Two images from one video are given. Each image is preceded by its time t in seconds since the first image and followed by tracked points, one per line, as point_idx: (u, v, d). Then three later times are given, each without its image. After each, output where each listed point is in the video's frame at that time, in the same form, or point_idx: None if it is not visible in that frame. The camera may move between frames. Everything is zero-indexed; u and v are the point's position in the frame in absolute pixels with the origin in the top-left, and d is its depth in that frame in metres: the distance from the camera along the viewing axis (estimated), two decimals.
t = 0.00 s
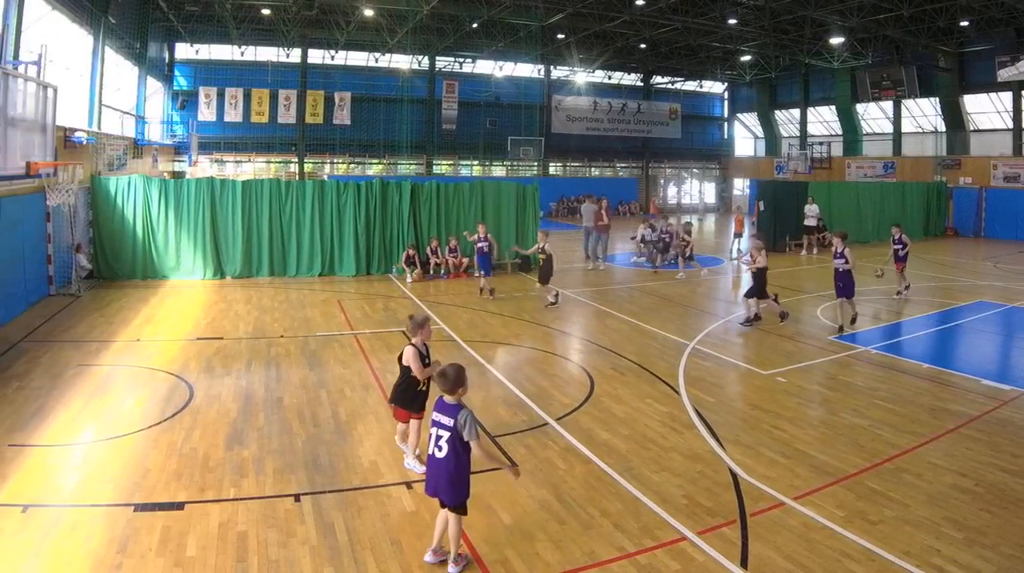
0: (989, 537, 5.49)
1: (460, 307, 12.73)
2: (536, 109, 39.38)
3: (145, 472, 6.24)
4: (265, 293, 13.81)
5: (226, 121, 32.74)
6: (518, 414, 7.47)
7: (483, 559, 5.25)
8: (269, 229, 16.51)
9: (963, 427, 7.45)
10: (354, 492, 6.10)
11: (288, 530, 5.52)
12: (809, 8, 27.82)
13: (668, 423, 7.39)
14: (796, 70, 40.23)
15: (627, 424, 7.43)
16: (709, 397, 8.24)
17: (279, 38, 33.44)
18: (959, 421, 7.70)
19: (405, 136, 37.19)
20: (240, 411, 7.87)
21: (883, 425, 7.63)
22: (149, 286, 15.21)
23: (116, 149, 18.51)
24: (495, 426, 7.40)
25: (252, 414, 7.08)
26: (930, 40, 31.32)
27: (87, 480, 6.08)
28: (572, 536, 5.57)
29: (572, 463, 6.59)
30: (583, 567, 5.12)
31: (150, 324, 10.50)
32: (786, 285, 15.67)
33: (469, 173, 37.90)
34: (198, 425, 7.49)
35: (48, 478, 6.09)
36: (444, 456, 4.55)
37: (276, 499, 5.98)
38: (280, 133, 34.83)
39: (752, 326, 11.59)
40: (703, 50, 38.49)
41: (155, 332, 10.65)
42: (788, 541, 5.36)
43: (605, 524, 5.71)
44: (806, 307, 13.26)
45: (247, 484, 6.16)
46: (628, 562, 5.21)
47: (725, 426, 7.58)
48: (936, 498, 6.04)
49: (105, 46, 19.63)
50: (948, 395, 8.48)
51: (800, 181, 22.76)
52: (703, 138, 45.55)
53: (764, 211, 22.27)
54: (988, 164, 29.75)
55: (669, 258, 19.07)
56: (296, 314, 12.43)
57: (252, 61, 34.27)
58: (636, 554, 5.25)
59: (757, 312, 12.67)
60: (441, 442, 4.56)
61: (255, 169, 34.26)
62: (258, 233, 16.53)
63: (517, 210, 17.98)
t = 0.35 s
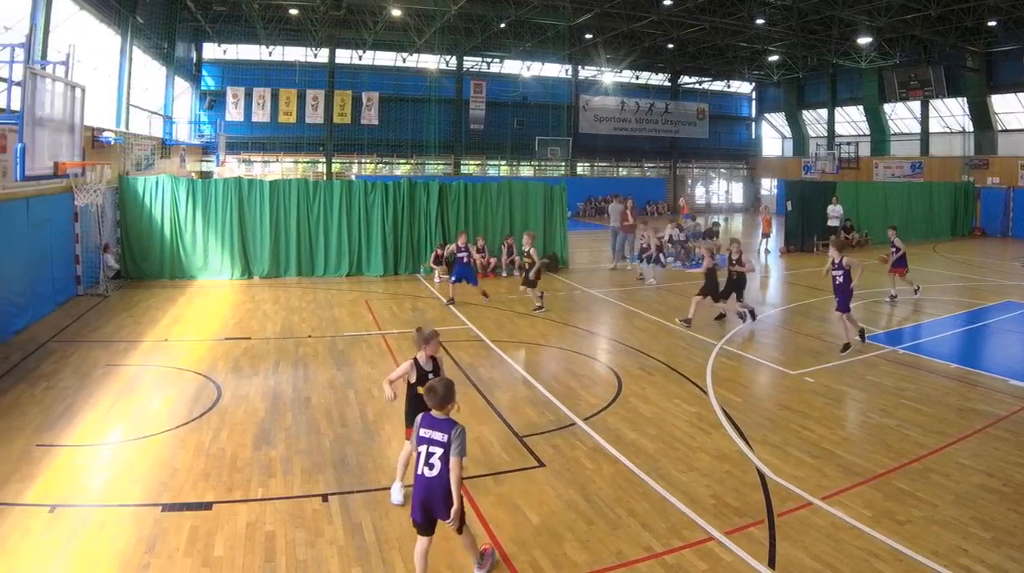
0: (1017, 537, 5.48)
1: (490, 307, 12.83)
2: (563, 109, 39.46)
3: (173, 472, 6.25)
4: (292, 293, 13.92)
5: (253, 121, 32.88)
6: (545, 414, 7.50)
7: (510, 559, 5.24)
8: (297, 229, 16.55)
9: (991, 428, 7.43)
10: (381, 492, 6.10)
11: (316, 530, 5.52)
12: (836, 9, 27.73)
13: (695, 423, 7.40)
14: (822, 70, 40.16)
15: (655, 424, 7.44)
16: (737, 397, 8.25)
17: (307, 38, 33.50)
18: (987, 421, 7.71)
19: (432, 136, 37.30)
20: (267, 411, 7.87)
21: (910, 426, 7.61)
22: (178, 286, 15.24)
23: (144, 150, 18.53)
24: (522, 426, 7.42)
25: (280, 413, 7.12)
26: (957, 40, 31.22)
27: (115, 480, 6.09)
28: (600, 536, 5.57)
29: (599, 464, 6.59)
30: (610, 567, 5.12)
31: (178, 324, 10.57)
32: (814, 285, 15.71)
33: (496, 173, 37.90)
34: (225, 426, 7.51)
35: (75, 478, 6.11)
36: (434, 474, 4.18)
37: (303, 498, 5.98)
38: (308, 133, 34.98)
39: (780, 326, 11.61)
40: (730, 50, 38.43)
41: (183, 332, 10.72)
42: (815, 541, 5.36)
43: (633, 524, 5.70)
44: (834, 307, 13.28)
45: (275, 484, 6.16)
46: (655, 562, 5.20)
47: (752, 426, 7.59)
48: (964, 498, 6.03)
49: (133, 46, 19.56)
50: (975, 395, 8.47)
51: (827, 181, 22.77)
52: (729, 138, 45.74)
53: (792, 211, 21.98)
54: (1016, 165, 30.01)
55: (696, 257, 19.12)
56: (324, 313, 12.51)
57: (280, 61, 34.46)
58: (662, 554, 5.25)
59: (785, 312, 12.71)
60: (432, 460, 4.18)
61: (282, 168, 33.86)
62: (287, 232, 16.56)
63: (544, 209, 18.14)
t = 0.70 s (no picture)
0: None
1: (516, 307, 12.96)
2: (590, 109, 39.43)
3: (200, 472, 6.26)
4: (318, 293, 14.10)
5: (280, 121, 32.92)
6: (572, 414, 7.51)
7: (537, 559, 5.23)
8: (323, 229, 16.64)
9: (1018, 428, 7.41)
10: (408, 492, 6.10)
11: (343, 530, 5.51)
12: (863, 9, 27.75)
13: (721, 423, 7.41)
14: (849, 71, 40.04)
15: (681, 423, 7.45)
16: (763, 397, 8.26)
17: (334, 38, 33.53)
18: (1014, 422, 7.68)
19: (460, 136, 37.33)
20: (294, 410, 7.88)
21: (936, 426, 7.60)
22: (204, 286, 15.38)
23: (170, 149, 18.52)
24: (549, 427, 7.44)
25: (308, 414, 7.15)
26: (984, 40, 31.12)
27: (143, 480, 6.11)
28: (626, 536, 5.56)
29: (626, 464, 6.60)
30: (636, 568, 5.10)
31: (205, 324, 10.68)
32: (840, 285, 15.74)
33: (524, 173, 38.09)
34: (252, 426, 7.52)
35: (102, 477, 6.12)
36: (422, 485, 3.86)
37: (332, 498, 5.99)
38: (335, 133, 35.12)
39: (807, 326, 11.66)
40: (757, 50, 38.15)
41: (209, 332, 10.81)
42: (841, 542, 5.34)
43: (660, 524, 5.69)
44: (860, 307, 13.30)
45: (302, 484, 6.16)
46: (680, 562, 5.19)
47: (777, 426, 7.60)
48: (992, 499, 6.01)
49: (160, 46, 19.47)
50: (1002, 397, 8.46)
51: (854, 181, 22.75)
52: (757, 140, 44.84)
53: (818, 211, 21.93)
54: None
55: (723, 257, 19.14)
56: (350, 313, 12.64)
57: (306, 61, 34.51)
58: (688, 555, 5.23)
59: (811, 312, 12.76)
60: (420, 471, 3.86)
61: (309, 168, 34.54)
62: (313, 232, 16.67)
63: (571, 209, 18.08)
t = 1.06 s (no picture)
0: None
1: (545, 307, 13.09)
2: (617, 108, 39.48)
3: (228, 472, 6.26)
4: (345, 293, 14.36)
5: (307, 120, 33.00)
6: (600, 414, 7.56)
7: (566, 559, 5.20)
8: (351, 228, 16.69)
9: None
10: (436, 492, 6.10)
11: (371, 530, 5.51)
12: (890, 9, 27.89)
13: (748, 423, 7.44)
14: (877, 71, 39.97)
15: (708, 424, 7.47)
16: (791, 397, 8.32)
17: (361, 37, 33.61)
18: None
19: (487, 136, 37.41)
20: (322, 410, 7.90)
21: (964, 427, 7.58)
22: (232, 286, 15.48)
23: (198, 150, 18.55)
24: (577, 427, 7.47)
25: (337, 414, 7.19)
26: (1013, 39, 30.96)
27: (171, 480, 6.10)
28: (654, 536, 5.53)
29: (654, 464, 6.61)
30: (664, 567, 5.08)
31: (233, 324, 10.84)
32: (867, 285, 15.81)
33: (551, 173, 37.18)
34: (279, 425, 7.53)
35: (130, 478, 6.13)
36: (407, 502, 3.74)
37: (360, 497, 5.99)
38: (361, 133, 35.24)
39: (835, 325, 11.76)
40: (786, 50, 37.95)
41: (239, 331, 10.93)
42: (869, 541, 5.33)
43: (688, 524, 5.67)
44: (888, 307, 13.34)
45: (330, 484, 6.17)
46: (708, 562, 5.16)
47: (804, 426, 7.61)
48: (1021, 499, 5.98)
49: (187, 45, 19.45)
50: None
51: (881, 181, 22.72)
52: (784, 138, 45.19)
53: (846, 210, 21.98)
54: None
55: (751, 258, 19.17)
56: (378, 313, 12.80)
57: (334, 62, 34.74)
58: (716, 555, 5.20)
59: (840, 312, 12.81)
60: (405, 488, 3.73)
61: (338, 167, 33.70)
62: (341, 232, 16.72)
63: (599, 209, 18.20)
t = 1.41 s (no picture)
0: None
1: (572, 307, 13.27)
2: (645, 108, 39.58)
3: (254, 472, 6.27)
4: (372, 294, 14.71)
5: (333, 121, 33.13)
6: (626, 415, 7.65)
7: (592, 559, 5.15)
8: (379, 228, 16.77)
9: None
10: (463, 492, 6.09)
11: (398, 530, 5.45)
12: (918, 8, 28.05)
13: (774, 424, 7.52)
14: (904, 70, 39.91)
15: (735, 425, 7.52)
16: (817, 397, 8.42)
17: (388, 37, 33.76)
18: None
19: (515, 136, 37.55)
20: (349, 411, 7.97)
21: (992, 427, 7.56)
22: (259, 286, 15.55)
23: (225, 150, 18.89)
24: (605, 427, 7.52)
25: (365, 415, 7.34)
26: None
27: (198, 480, 6.10)
28: (680, 536, 5.47)
29: (680, 464, 6.63)
30: (690, 568, 5.02)
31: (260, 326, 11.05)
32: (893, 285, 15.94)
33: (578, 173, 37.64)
34: (305, 425, 7.56)
35: (157, 478, 6.14)
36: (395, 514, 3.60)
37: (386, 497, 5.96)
38: (389, 133, 35.49)
39: (862, 325, 11.95)
40: (813, 51, 37.96)
41: (263, 332, 11.20)
42: (896, 541, 5.30)
43: (714, 524, 5.63)
44: (914, 307, 13.48)
45: (356, 484, 6.17)
46: (735, 562, 5.10)
47: (829, 425, 7.65)
48: None
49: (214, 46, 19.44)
50: None
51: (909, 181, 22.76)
52: (811, 137, 44.92)
53: (872, 211, 22.09)
54: None
55: (778, 258, 19.28)
56: (406, 313, 13.03)
57: (360, 61, 34.81)
58: (742, 555, 5.14)
59: (866, 311, 12.97)
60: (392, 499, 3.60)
61: (363, 169, 34.14)
62: (369, 233, 16.79)
63: (626, 211, 18.07)
